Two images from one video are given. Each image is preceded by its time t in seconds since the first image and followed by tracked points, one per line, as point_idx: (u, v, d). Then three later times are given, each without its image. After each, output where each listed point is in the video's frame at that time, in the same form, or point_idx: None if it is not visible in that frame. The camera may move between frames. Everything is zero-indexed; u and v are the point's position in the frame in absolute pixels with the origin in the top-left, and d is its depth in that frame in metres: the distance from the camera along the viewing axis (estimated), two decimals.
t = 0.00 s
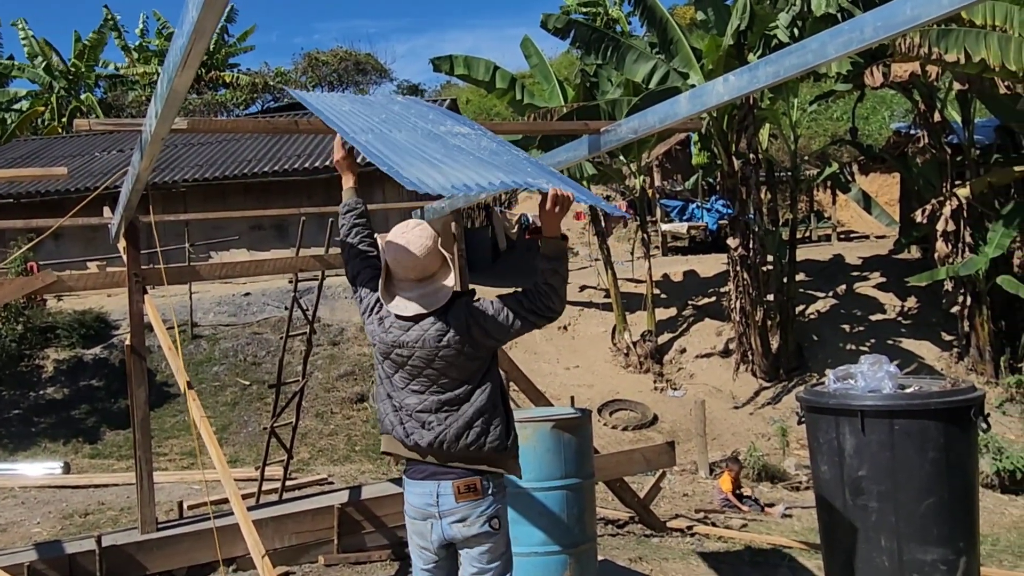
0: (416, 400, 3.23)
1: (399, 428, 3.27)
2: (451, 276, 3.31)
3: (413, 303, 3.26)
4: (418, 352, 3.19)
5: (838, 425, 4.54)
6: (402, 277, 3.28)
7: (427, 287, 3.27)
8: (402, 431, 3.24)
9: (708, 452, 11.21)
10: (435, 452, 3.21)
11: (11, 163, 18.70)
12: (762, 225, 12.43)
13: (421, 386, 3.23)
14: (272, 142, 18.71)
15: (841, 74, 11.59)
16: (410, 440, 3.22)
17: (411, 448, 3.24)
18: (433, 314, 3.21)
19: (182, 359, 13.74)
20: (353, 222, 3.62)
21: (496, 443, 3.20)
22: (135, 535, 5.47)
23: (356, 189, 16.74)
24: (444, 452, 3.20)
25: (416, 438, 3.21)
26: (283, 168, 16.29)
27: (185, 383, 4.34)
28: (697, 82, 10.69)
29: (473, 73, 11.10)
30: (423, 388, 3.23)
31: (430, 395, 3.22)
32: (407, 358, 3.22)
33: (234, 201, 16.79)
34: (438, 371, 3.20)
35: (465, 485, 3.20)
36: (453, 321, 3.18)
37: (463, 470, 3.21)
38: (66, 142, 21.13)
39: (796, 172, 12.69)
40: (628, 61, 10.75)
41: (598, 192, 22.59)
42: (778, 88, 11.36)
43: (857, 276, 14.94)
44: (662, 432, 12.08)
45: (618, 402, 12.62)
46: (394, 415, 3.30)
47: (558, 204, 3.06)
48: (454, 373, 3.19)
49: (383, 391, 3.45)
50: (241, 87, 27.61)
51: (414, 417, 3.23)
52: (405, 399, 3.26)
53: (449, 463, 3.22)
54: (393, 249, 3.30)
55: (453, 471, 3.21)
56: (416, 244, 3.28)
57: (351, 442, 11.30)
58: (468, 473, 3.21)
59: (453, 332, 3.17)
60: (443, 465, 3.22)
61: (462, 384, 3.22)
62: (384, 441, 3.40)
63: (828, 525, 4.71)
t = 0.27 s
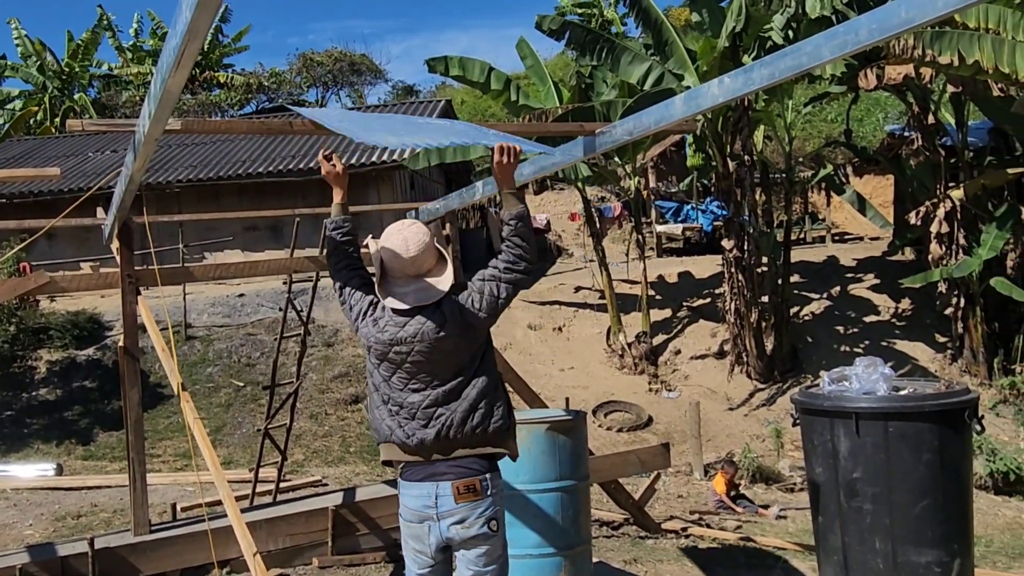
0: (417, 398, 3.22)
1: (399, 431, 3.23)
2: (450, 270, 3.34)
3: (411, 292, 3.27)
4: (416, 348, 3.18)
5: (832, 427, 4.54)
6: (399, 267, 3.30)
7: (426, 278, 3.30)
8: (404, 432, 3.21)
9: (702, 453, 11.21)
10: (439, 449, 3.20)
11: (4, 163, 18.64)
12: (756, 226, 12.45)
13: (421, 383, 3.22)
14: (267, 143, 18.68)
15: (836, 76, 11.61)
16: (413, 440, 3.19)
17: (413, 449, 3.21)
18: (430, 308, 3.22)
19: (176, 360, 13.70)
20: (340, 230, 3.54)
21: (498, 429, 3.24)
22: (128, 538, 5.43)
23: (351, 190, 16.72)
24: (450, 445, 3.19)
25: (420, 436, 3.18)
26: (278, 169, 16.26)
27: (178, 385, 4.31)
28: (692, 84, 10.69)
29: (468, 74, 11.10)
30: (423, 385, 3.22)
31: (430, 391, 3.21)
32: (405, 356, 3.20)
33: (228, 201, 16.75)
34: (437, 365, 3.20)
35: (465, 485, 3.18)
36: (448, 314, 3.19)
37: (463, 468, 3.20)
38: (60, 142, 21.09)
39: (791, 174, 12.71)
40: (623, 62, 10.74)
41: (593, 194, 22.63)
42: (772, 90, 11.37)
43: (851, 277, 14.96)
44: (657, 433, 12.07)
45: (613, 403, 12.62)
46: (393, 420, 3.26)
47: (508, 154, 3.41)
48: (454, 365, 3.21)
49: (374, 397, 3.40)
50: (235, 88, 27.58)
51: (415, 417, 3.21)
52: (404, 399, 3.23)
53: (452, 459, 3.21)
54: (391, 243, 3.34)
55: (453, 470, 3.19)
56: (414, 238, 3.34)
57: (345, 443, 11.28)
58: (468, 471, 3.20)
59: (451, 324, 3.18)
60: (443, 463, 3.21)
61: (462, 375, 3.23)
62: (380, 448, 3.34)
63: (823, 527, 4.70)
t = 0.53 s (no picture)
0: (431, 386, 3.24)
1: (419, 423, 3.24)
2: (439, 265, 3.30)
3: (403, 289, 3.24)
4: (425, 338, 3.19)
5: (828, 427, 4.54)
6: (387, 264, 3.29)
7: (417, 275, 3.27)
8: (425, 422, 3.23)
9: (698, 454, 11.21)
10: (460, 430, 3.27)
11: None
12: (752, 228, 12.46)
13: (432, 370, 3.25)
14: (262, 142, 18.66)
15: (832, 77, 11.63)
16: (436, 428, 3.23)
17: (435, 436, 3.25)
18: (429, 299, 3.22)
19: (171, 359, 13.67)
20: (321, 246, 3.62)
21: (507, 394, 3.39)
22: (122, 537, 5.41)
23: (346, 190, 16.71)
24: (467, 422, 3.28)
25: (442, 421, 3.23)
26: (274, 169, 16.24)
27: (173, 384, 4.29)
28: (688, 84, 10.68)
29: (464, 75, 11.11)
30: (435, 371, 3.25)
31: (443, 376, 3.25)
32: (415, 348, 3.20)
33: (223, 201, 16.72)
34: (445, 349, 3.25)
35: (469, 479, 3.25)
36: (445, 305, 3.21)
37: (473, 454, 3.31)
38: (54, 141, 21.04)
39: (786, 175, 12.73)
40: (620, 63, 10.73)
41: (589, 195, 22.66)
42: (768, 91, 11.38)
43: (847, 278, 14.98)
44: (652, 434, 12.07)
45: (609, 403, 12.62)
46: (409, 415, 3.26)
47: (457, 122, 3.87)
48: (460, 346, 3.28)
49: (375, 397, 3.38)
50: (231, 87, 27.56)
51: (433, 405, 3.24)
52: (417, 390, 3.25)
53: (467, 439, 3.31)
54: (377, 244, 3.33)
55: (459, 464, 3.27)
56: (402, 236, 3.34)
57: (341, 443, 11.27)
58: (471, 465, 3.28)
59: (454, 305, 3.24)
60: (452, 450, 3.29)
61: (467, 353, 3.31)
62: (393, 445, 3.34)
63: (819, 528, 4.70)
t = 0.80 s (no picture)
0: (435, 371, 3.32)
1: (425, 408, 3.30)
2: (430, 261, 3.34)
3: (396, 285, 3.29)
4: (428, 324, 3.28)
5: (826, 429, 4.54)
6: (378, 262, 3.32)
7: (409, 272, 3.32)
8: (432, 407, 3.30)
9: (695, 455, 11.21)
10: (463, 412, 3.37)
11: None
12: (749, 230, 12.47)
13: (435, 355, 3.33)
14: (259, 143, 18.65)
15: (829, 79, 11.65)
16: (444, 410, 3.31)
17: (444, 419, 3.32)
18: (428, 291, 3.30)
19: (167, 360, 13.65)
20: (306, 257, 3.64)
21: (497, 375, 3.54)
22: (118, 538, 5.39)
23: (344, 190, 16.70)
24: (469, 404, 3.37)
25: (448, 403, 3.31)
26: (271, 169, 16.23)
27: (170, 384, 4.28)
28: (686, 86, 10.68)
29: (462, 75, 11.12)
30: (437, 356, 3.34)
31: (444, 361, 3.35)
32: (419, 336, 3.27)
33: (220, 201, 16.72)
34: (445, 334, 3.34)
35: (472, 459, 3.35)
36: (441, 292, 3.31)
37: (473, 437, 3.40)
38: (51, 140, 21.03)
39: (783, 177, 12.76)
40: (618, 64, 10.74)
41: (586, 197, 22.71)
42: (766, 93, 11.39)
43: (843, 280, 15.00)
44: (649, 435, 12.08)
45: (606, 405, 12.61)
46: (415, 402, 3.32)
47: (444, 117, 4.08)
48: (457, 330, 3.39)
49: (374, 390, 3.40)
50: (229, 88, 27.56)
51: (438, 389, 3.31)
52: (422, 376, 3.32)
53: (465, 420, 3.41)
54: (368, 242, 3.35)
55: (462, 446, 3.36)
56: (393, 232, 3.37)
57: (337, 444, 11.26)
58: (473, 445, 3.38)
59: (453, 289, 3.36)
60: (455, 433, 3.38)
61: (461, 337, 3.42)
62: (397, 435, 3.37)
63: (816, 529, 4.70)
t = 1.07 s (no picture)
0: (437, 365, 3.36)
1: (430, 402, 3.33)
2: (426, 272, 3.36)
3: (393, 295, 3.34)
4: (429, 318, 3.34)
5: (823, 432, 4.53)
6: (376, 276, 3.33)
7: (406, 282, 3.34)
8: (437, 401, 3.33)
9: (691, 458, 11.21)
10: (465, 406, 3.41)
11: None
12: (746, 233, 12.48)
13: (436, 351, 3.38)
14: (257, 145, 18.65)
15: (826, 83, 11.67)
16: (448, 403, 3.34)
17: (448, 413, 3.35)
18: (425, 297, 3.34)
19: (164, 362, 13.64)
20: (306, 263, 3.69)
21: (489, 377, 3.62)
22: (114, 540, 5.37)
23: (341, 193, 16.70)
24: (470, 399, 3.43)
25: (452, 397, 3.35)
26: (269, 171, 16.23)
27: (168, 387, 4.27)
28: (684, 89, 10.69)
29: (460, 78, 11.13)
30: (438, 352, 3.39)
31: (445, 356, 3.40)
32: (420, 330, 3.33)
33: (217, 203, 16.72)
34: (444, 330, 3.41)
35: (475, 454, 3.41)
36: (440, 287, 3.38)
37: (473, 433, 3.44)
38: (49, 142, 21.04)
39: (780, 181, 12.78)
40: (615, 67, 10.78)
41: (583, 200, 22.74)
42: (763, 97, 11.42)
43: (840, 284, 15.02)
44: (646, 438, 12.08)
45: (603, 407, 12.61)
46: (419, 397, 3.34)
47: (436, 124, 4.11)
48: (456, 327, 3.46)
49: (376, 390, 3.42)
50: (226, 90, 27.58)
51: (441, 383, 3.35)
52: (426, 371, 3.35)
53: (466, 416, 3.45)
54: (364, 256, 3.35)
55: (464, 441, 3.40)
56: (388, 248, 3.32)
57: (334, 447, 11.25)
58: (475, 440, 3.43)
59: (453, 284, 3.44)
60: (457, 428, 3.40)
61: (459, 336, 3.49)
62: (402, 433, 3.37)
63: (813, 533, 4.70)
